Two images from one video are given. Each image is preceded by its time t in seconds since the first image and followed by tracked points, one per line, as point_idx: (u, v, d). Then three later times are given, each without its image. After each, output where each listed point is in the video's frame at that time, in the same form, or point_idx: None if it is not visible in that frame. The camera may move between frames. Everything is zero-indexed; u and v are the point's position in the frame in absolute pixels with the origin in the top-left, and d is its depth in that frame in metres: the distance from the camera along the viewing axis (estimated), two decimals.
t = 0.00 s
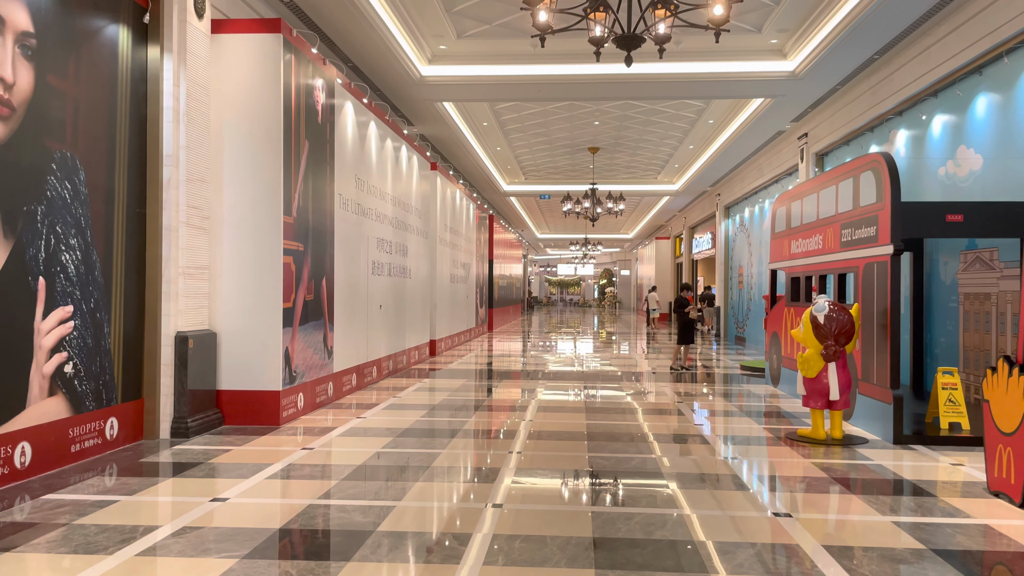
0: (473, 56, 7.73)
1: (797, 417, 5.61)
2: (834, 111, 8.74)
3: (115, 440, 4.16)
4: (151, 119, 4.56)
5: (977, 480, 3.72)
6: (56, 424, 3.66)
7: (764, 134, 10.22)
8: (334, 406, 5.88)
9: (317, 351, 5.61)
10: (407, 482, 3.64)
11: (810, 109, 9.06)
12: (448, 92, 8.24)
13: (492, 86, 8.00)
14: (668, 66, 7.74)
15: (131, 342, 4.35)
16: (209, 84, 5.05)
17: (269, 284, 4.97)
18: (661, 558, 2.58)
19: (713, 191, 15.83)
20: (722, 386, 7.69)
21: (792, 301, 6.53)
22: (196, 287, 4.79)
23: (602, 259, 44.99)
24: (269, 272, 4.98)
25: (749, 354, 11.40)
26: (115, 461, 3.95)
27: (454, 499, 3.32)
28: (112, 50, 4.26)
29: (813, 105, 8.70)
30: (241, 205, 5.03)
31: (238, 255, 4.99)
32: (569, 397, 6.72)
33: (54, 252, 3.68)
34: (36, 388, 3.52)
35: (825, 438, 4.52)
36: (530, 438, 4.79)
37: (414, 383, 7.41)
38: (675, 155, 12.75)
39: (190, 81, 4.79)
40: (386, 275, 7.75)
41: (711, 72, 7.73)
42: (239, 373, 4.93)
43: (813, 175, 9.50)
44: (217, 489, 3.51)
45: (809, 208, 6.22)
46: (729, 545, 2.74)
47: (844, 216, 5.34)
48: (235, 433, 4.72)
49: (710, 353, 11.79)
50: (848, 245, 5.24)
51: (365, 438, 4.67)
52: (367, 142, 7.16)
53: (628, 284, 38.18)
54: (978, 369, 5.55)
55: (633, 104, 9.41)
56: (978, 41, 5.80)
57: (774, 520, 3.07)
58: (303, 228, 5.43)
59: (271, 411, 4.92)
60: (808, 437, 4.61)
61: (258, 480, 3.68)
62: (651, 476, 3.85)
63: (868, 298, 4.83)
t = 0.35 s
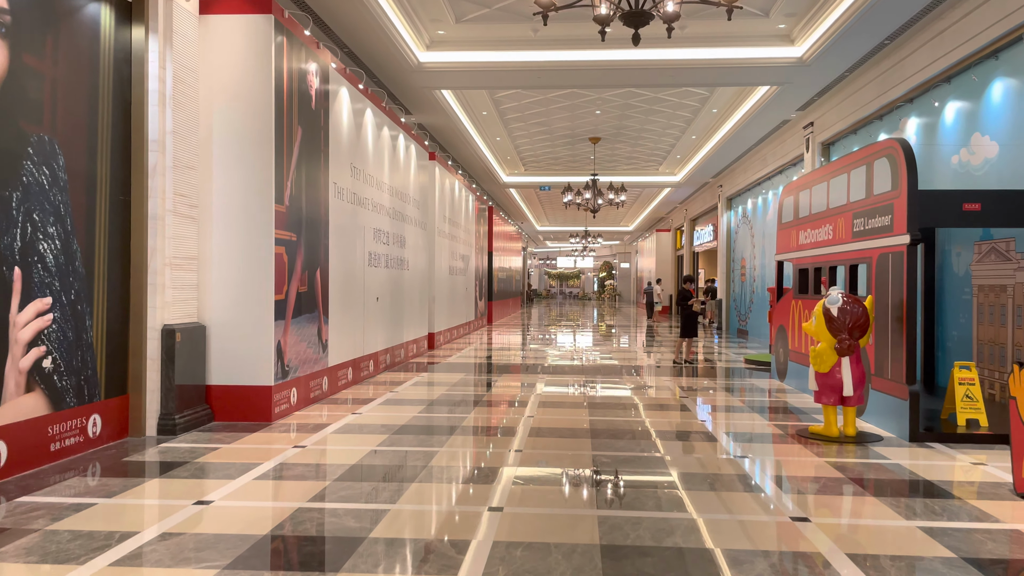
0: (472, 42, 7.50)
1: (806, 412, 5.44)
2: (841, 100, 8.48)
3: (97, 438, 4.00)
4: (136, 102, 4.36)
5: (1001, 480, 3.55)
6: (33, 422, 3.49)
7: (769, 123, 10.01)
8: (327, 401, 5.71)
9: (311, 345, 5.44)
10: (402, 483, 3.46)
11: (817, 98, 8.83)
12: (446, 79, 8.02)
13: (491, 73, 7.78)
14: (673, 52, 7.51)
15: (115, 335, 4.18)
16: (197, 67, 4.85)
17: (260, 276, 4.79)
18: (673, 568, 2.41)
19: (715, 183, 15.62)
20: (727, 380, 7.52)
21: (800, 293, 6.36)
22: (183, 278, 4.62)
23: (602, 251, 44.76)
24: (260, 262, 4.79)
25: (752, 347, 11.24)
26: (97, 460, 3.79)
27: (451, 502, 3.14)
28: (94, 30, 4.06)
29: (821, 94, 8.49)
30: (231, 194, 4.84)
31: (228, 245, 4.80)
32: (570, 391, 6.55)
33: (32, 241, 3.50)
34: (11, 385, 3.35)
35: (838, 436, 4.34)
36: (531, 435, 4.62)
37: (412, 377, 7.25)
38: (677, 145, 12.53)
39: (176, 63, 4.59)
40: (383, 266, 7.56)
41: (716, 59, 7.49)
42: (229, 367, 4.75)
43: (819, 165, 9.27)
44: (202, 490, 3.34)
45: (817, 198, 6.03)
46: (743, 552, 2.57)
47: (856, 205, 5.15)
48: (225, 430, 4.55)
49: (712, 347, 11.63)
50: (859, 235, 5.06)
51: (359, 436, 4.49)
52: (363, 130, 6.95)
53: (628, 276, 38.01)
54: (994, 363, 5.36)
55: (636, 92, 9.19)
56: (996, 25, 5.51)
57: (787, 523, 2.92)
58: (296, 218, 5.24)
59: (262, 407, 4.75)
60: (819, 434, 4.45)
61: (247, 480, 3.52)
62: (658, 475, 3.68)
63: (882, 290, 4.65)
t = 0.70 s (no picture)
0: (468, 30, 7.26)
1: (813, 411, 5.28)
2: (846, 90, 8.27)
3: (76, 442, 3.81)
4: (115, 89, 4.14)
5: None
6: (5, 428, 3.30)
7: (773, 114, 9.80)
8: (320, 401, 5.52)
9: (302, 342, 5.24)
10: (396, 491, 3.27)
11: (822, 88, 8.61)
12: (442, 69, 7.78)
13: (488, 62, 7.55)
14: (676, 40, 7.27)
15: (94, 335, 3.98)
16: (181, 53, 4.62)
17: (247, 271, 4.58)
18: None
19: (716, 175, 15.41)
20: (730, 376, 7.36)
21: (807, 287, 6.18)
22: (167, 273, 4.41)
23: (600, 245, 44.56)
24: (248, 258, 4.58)
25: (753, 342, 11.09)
26: (76, 466, 3.61)
27: (448, 513, 2.96)
28: (69, 12, 3.83)
29: (826, 83, 8.28)
30: (217, 186, 4.62)
31: (214, 240, 4.59)
32: (570, 389, 6.37)
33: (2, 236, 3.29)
34: None
35: (851, 436, 4.19)
36: (532, 437, 4.45)
37: (408, 375, 7.06)
38: (678, 136, 12.31)
39: (158, 48, 4.37)
40: (378, 261, 7.36)
41: (720, 46, 7.22)
42: (216, 366, 4.56)
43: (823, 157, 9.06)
44: (184, 500, 3.15)
45: (825, 189, 5.83)
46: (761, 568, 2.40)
47: (867, 196, 4.97)
48: (211, 433, 4.36)
49: (713, 341, 11.48)
50: (871, 228, 4.88)
51: (352, 438, 4.30)
52: (357, 120, 6.72)
53: (627, 270, 37.84)
54: (1009, 360, 5.18)
55: (637, 81, 8.96)
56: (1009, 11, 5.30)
57: (805, 534, 2.75)
58: (285, 211, 5.02)
59: (251, 408, 4.56)
60: (831, 434, 4.28)
61: (231, 488, 3.33)
62: (665, 481, 3.50)
63: (897, 285, 4.47)
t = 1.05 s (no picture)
0: (460, 13, 7.01)
1: (819, 404, 5.11)
2: (850, 75, 8.06)
3: (48, 442, 3.60)
4: (87, 69, 3.89)
5: None
6: None
7: (773, 101, 9.58)
8: (308, 397, 5.31)
9: (289, 336, 5.03)
10: (385, 494, 3.07)
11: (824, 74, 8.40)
12: (434, 54, 7.53)
13: (482, 47, 7.30)
14: (675, 23, 7.02)
15: (66, 330, 3.76)
16: (157, 31, 4.35)
17: (230, 262, 4.35)
18: None
19: (713, 165, 15.22)
20: (730, 369, 7.18)
21: (811, 277, 6.00)
22: (145, 264, 4.17)
23: (595, 238, 44.40)
24: (230, 248, 4.35)
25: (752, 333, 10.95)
26: (47, 468, 3.40)
27: (440, 517, 2.77)
28: None
29: (829, 68, 8.07)
30: (197, 172, 4.37)
31: (195, 229, 4.35)
32: (568, 383, 6.19)
33: None
34: None
35: (863, 432, 4.03)
36: (529, 433, 4.26)
37: (401, 369, 6.87)
38: (676, 125, 12.09)
39: (132, 25, 4.10)
40: (369, 252, 7.14)
41: (721, 29, 6.98)
42: (198, 362, 4.34)
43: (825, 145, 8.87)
44: (159, 504, 2.94)
45: (831, 175, 5.64)
46: None
47: (877, 182, 4.78)
48: (192, 432, 4.14)
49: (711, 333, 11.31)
50: (881, 214, 4.69)
51: (340, 436, 4.10)
52: (346, 106, 6.48)
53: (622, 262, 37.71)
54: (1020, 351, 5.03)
55: (634, 67, 8.72)
56: None
57: (827, 539, 2.56)
58: (270, 199, 4.79)
59: (235, 405, 4.35)
60: (841, 429, 4.12)
61: (210, 491, 3.12)
62: (670, 480, 3.31)
63: (909, 274, 4.29)
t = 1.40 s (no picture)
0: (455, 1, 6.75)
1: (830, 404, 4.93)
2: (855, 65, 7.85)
3: (23, 450, 3.41)
4: (61, 55, 3.66)
5: None
6: None
7: (776, 93, 9.37)
8: (299, 399, 5.10)
9: (278, 336, 4.83)
10: (378, 508, 2.87)
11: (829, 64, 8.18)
12: (429, 44, 7.27)
13: (478, 36, 7.04)
14: (678, 10, 6.76)
15: (41, 332, 3.55)
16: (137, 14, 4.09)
17: (216, 260, 4.13)
18: None
19: (712, 159, 15.01)
20: (734, 367, 7.00)
21: (820, 272, 5.82)
22: (127, 262, 3.95)
23: (591, 232, 44.17)
24: (216, 245, 4.13)
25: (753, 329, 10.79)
26: (20, 478, 3.21)
27: (438, 533, 2.58)
28: None
29: (834, 58, 7.86)
30: (180, 164, 4.13)
31: (179, 225, 4.12)
32: (568, 383, 6.00)
33: None
34: None
35: (880, 435, 3.87)
36: (530, 438, 4.08)
37: (396, 368, 6.68)
38: (675, 119, 11.86)
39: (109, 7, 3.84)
40: (363, 248, 6.92)
41: (725, 17, 6.70)
42: (182, 363, 4.14)
43: (830, 137, 8.67)
44: (137, 520, 2.76)
45: (840, 167, 5.44)
46: None
47: (891, 173, 4.59)
48: (176, 438, 3.93)
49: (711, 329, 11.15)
50: (895, 207, 4.51)
51: (331, 443, 3.89)
52: (338, 97, 6.24)
53: (619, 257, 37.53)
54: None
55: (634, 58, 8.50)
56: None
57: (855, 558, 2.38)
58: (258, 193, 4.56)
59: (222, 409, 4.15)
60: (857, 433, 3.96)
61: (193, 504, 2.93)
62: (683, 490, 3.11)
63: (927, 270, 4.11)
